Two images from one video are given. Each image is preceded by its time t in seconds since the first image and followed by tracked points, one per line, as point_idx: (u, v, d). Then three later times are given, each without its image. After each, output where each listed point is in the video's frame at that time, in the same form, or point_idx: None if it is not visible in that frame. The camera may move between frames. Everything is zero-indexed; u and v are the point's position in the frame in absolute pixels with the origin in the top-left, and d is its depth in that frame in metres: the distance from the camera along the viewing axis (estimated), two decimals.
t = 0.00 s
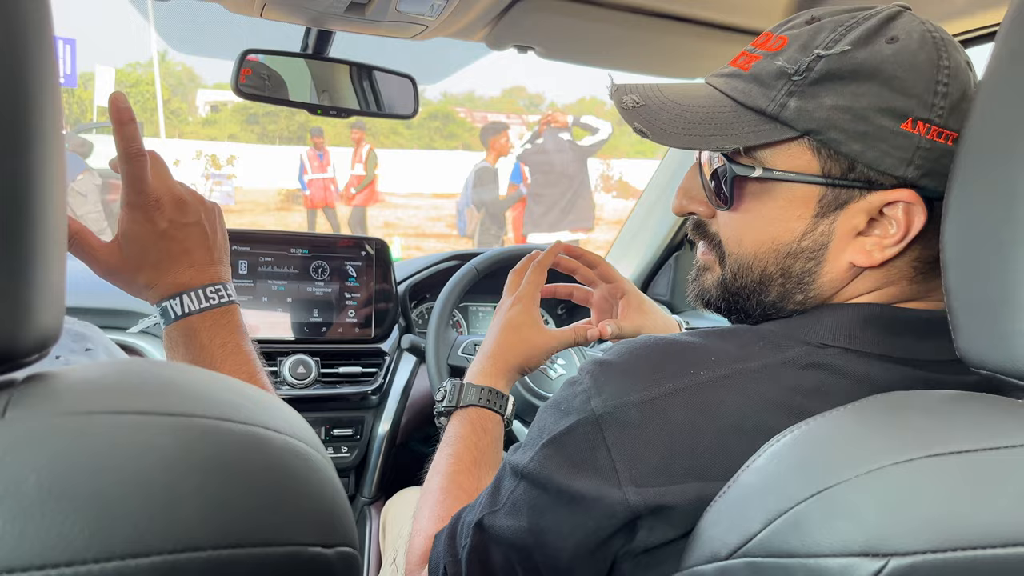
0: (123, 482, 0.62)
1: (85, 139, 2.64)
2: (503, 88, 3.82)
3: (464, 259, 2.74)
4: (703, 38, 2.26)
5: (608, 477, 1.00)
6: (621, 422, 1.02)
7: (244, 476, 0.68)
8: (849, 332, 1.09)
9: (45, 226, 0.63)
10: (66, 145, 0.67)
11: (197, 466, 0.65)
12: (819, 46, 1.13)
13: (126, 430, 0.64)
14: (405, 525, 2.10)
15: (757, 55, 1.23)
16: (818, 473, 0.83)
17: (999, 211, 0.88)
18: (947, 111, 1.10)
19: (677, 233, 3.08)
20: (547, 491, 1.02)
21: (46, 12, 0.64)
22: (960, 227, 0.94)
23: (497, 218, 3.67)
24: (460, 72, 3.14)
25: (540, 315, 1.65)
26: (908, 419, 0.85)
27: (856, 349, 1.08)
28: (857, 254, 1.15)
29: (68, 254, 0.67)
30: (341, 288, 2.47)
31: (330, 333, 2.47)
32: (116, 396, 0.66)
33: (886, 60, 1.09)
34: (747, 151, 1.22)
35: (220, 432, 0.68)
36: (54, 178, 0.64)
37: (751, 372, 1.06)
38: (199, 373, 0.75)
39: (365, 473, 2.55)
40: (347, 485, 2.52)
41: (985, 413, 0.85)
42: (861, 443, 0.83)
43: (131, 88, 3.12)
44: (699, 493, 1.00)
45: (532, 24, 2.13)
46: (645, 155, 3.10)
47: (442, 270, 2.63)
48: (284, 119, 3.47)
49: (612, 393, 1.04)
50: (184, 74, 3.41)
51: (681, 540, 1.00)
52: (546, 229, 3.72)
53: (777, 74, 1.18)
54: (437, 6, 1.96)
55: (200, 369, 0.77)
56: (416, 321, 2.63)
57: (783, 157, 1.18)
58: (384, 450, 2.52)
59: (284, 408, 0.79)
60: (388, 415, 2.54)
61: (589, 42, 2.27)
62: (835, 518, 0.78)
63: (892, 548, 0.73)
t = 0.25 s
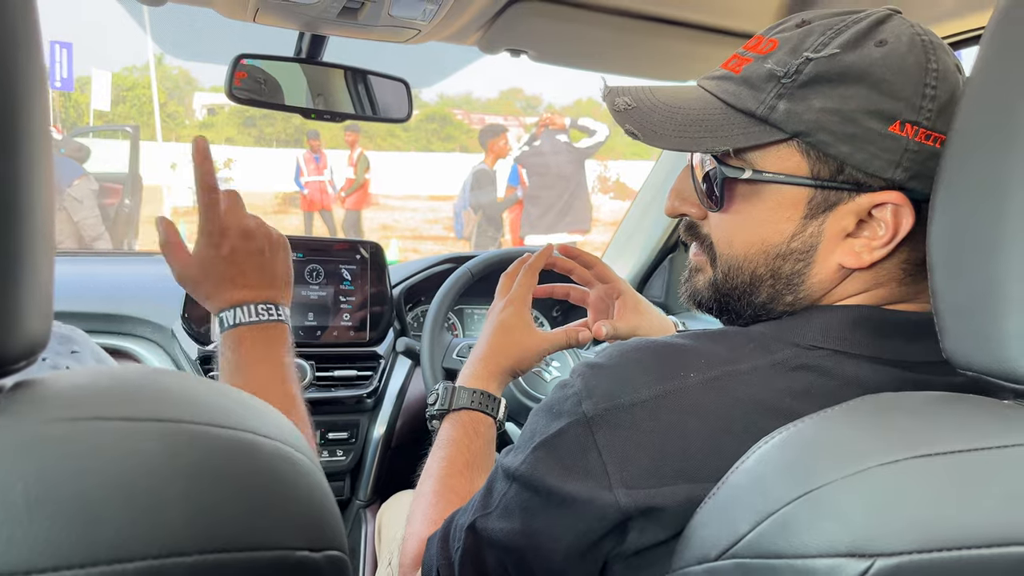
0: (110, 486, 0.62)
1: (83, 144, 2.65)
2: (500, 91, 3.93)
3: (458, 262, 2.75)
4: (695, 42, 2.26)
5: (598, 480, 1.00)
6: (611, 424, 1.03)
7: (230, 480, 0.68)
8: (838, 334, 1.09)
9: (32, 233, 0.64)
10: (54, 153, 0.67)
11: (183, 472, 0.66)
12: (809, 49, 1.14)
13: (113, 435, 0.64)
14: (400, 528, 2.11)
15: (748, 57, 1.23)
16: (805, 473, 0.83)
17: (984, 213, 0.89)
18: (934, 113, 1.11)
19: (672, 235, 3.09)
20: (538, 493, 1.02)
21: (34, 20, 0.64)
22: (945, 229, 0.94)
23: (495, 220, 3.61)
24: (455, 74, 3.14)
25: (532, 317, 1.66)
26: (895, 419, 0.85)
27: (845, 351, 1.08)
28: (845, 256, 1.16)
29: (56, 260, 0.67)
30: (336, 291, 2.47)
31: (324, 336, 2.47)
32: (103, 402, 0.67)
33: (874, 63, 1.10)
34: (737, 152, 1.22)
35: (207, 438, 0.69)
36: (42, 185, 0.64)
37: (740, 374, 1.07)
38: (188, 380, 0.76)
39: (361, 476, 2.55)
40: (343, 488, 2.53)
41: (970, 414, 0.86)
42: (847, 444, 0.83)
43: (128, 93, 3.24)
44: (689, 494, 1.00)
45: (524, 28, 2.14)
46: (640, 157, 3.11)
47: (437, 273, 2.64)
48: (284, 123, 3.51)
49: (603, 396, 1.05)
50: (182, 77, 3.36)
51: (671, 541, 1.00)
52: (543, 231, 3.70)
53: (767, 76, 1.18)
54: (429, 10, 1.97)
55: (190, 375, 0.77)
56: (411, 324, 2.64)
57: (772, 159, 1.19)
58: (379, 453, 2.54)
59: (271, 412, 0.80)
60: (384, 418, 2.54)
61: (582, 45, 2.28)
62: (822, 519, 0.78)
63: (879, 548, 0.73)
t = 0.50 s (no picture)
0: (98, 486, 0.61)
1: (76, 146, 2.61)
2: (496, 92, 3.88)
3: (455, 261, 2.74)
4: (691, 39, 2.26)
5: (596, 477, 0.99)
6: (609, 421, 1.02)
7: (221, 478, 0.67)
8: (837, 330, 1.08)
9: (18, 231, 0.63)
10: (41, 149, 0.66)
11: (173, 470, 0.65)
12: (809, 42, 1.13)
13: (101, 434, 0.64)
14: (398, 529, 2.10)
15: (749, 52, 1.23)
16: (806, 470, 0.82)
17: (982, 207, 0.89)
18: (936, 105, 1.09)
19: (669, 234, 3.08)
20: (536, 491, 1.01)
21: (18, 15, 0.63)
22: (944, 224, 0.94)
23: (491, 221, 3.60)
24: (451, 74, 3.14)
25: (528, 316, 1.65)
26: (895, 414, 0.84)
27: (844, 347, 1.08)
28: (845, 249, 1.15)
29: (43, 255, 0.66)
30: (333, 292, 2.47)
31: (321, 337, 2.46)
32: (92, 399, 0.66)
33: (875, 55, 1.09)
34: (737, 144, 1.22)
35: (197, 435, 0.68)
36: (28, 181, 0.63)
37: (738, 371, 1.06)
38: (179, 378, 0.75)
39: (358, 477, 2.55)
40: (340, 490, 2.55)
41: (970, 409, 0.85)
42: (847, 439, 0.83)
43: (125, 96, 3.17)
44: (688, 492, 0.99)
45: (520, 26, 2.13)
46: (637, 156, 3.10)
47: (434, 273, 2.63)
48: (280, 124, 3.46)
49: (601, 393, 1.04)
50: (177, 80, 3.37)
51: (670, 539, 0.99)
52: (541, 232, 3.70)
53: (767, 68, 1.18)
54: (424, 9, 1.97)
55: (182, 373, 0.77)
56: (408, 325, 2.63)
57: (772, 151, 1.19)
58: (377, 454, 2.52)
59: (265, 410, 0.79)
60: (381, 419, 2.53)
61: (577, 44, 2.27)
62: (822, 516, 0.77)
63: (879, 544, 0.73)
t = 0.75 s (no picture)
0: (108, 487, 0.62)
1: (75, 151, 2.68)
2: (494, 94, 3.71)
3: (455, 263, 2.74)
4: (690, 39, 2.26)
5: (598, 479, 1.00)
6: (610, 422, 1.03)
7: (229, 480, 0.68)
8: (836, 330, 1.09)
9: (27, 232, 0.63)
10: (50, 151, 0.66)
11: (182, 473, 0.65)
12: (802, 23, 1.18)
13: (112, 435, 0.64)
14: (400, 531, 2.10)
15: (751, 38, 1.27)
16: (808, 469, 0.83)
17: (983, 207, 0.89)
18: (908, 76, 1.11)
19: (668, 235, 3.09)
20: (538, 493, 1.02)
21: (28, 17, 0.64)
22: (944, 224, 0.94)
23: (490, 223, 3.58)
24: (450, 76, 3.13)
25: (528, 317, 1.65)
26: (897, 413, 0.85)
27: (842, 346, 1.08)
28: (813, 208, 1.17)
29: (52, 261, 0.67)
30: (333, 294, 2.47)
31: (322, 339, 2.45)
32: (101, 402, 0.66)
33: (854, 30, 1.13)
34: (724, 105, 1.26)
35: (206, 437, 0.69)
36: (38, 182, 0.64)
37: (739, 370, 1.07)
38: (186, 380, 0.75)
39: (359, 479, 2.55)
40: (342, 492, 2.53)
41: (971, 408, 0.85)
42: (851, 438, 0.83)
43: (121, 99, 3.11)
44: (691, 493, 0.99)
45: (519, 27, 2.14)
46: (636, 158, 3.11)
47: (434, 275, 2.63)
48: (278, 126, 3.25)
49: (602, 395, 1.04)
50: (175, 83, 3.21)
51: (672, 540, 1.00)
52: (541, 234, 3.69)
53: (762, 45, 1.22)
54: (423, 11, 1.97)
55: (189, 375, 0.77)
56: (408, 326, 2.63)
57: (752, 111, 1.22)
58: (378, 456, 2.53)
59: (272, 412, 0.79)
60: (382, 421, 2.54)
61: (576, 45, 2.28)
62: (826, 515, 0.78)
63: (882, 543, 0.73)
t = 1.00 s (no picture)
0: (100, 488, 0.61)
1: (74, 157, 2.72)
2: (493, 94, 3.51)
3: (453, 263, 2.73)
4: (687, 38, 2.26)
5: (596, 467, 0.99)
6: (606, 409, 1.02)
7: (220, 479, 0.67)
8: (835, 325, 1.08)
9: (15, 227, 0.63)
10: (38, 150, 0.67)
11: (173, 473, 0.65)
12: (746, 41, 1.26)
13: (102, 436, 0.64)
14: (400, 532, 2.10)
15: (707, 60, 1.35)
16: (806, 464, 0.82)
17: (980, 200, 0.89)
18: (845, 73, 1.18)
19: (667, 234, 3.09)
20: (537, 483, 1.01)
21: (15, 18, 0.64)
22: (942, 217, 0.94)
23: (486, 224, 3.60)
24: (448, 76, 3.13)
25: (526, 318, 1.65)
26: (895, 407, 0.84)
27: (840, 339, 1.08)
28: (776, 210, 1.22)
29: (42, 261, 0.66)
30: (331, 295, 2.47)
31: (320, 341, 2.45)
32: (92, 403, 0.66)
33: (792, 39, 1.21)
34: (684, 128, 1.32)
35: (198, 437, 0.68)
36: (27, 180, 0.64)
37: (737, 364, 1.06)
38: (177, 380, 0.75)
39: (359, 481, 2.54)
40: (342, 493, 2.53)
41: (969, 401, 0.85)
42: (849, 432, 0.83)
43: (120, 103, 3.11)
44: (687, 481, 0.98)
45: (515, 27, 2.13)
46: (635, 157, 3.11)
47: (433, 275, 2.63)
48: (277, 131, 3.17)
49: (598, 383, 1.04)
50: (173, 87, 3.13)
51: (670, 531, 0.98)
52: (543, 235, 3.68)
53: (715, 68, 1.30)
54: (419, 11, 1.97)
55: (183, 376, 0.77)
56: (407, 327, 2.62)
57: (709, 129, 1.28)
58: (377, 457, 2.52)
59: (264, 411, 0.79)
60: (381, 422, 2.53)
61: (572, 44, 2.28)
62: (824, 510, 0.77)
63: (882, 538, 0.73)
